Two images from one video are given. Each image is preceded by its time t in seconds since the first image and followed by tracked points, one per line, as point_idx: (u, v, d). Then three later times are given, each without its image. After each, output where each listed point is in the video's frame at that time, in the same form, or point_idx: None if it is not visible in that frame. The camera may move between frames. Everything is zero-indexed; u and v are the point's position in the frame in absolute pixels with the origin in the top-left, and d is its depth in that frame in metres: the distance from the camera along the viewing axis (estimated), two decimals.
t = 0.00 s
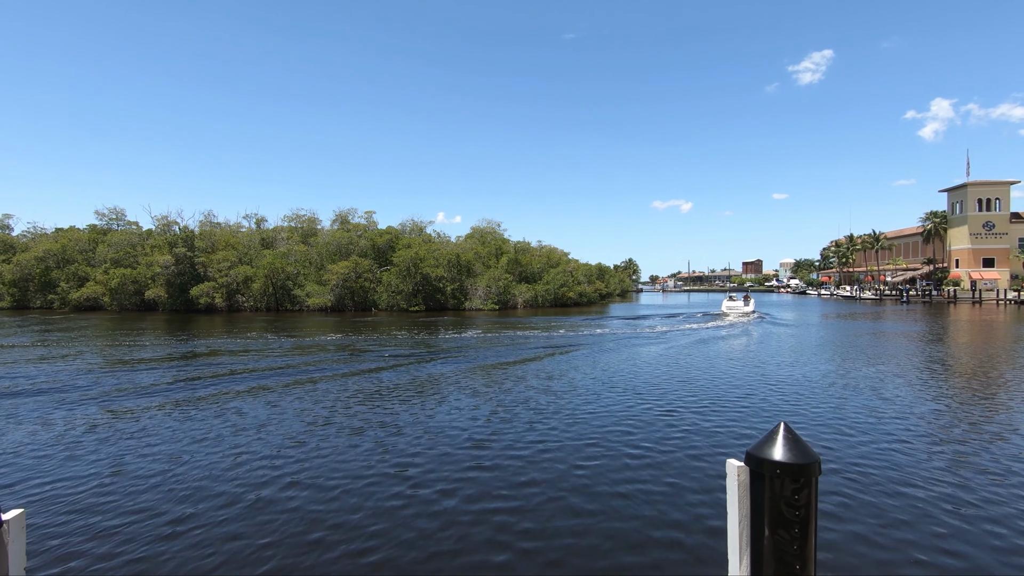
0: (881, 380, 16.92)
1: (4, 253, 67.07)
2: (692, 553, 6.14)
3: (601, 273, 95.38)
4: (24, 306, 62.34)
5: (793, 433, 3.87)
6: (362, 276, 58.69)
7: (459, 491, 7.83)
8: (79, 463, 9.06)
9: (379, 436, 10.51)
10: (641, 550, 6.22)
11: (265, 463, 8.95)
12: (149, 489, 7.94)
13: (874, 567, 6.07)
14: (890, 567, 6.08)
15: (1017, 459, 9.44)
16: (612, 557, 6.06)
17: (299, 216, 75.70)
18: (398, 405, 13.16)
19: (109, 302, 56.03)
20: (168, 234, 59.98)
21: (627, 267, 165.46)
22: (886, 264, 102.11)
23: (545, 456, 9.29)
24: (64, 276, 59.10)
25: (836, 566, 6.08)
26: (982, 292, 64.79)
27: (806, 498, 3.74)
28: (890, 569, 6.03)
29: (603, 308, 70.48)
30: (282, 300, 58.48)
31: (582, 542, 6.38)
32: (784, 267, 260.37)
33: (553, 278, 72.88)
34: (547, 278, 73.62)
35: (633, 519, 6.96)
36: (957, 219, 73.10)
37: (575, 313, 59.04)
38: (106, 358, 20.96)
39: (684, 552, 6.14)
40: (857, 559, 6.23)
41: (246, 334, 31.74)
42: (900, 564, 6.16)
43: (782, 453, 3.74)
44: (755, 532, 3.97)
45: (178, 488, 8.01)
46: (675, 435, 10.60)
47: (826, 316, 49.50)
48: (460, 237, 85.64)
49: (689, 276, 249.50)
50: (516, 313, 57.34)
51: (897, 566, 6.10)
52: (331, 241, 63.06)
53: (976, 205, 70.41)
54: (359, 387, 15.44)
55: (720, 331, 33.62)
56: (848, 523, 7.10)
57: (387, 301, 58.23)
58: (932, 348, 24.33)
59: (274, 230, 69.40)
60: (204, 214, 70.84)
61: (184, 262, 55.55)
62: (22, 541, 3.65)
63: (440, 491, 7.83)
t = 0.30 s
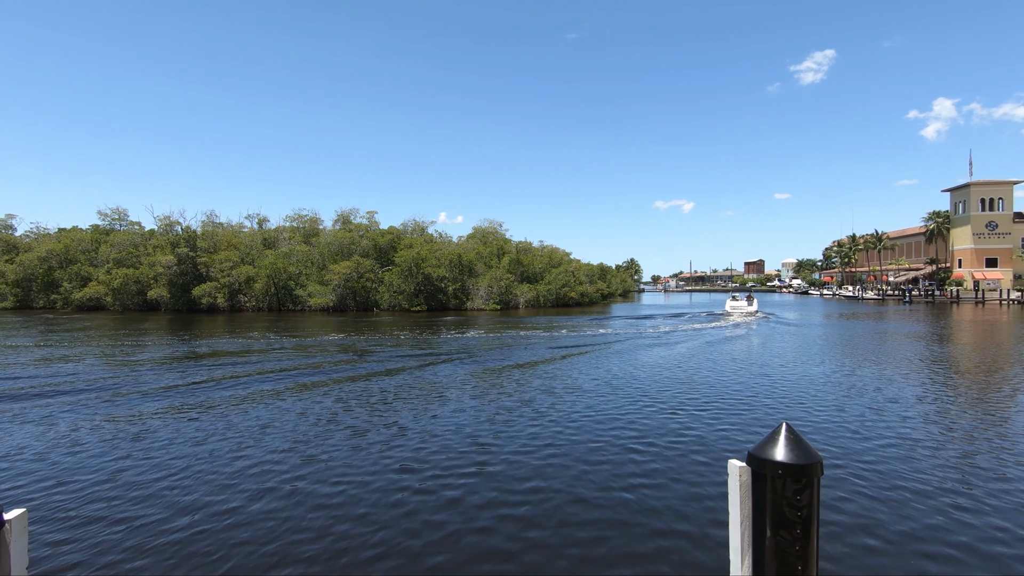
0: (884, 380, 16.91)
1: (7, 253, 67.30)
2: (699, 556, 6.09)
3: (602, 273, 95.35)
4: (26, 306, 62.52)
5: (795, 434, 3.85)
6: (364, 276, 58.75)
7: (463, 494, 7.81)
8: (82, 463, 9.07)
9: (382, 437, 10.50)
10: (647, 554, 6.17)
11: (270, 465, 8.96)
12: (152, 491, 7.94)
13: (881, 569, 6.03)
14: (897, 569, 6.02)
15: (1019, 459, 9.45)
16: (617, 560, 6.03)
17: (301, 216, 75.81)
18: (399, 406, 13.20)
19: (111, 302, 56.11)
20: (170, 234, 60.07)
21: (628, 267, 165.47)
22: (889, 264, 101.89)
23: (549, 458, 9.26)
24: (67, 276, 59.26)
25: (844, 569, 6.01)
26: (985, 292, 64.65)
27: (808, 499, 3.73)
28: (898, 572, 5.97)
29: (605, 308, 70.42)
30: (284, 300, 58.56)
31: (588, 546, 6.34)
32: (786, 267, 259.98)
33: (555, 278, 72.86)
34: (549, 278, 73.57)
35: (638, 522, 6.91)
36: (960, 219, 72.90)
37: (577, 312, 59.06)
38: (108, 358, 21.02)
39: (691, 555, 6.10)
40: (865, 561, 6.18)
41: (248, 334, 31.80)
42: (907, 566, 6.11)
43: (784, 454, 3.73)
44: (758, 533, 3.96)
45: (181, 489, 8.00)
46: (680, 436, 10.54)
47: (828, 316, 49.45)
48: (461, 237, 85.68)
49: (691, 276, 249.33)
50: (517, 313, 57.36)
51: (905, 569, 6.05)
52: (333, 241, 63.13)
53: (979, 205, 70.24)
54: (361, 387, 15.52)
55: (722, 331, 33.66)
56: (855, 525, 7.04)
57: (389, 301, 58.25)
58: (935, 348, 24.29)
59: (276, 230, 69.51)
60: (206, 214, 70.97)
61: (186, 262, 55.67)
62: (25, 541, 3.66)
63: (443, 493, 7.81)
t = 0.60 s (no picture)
0: (886, 380, 16.91)
1: (10, 253, 67.56)
2: (703, 557, 6.07)
3: (604, 273, 95.29)
4: (29, 305, 62.73)
5: (798, 434, 3.84)
6: (366, 276, 58.82)
7: (467, 495, 7.79)
8: (85, 464, 9.09)
9: (385, 438, 10.50)
10: (652, 555, 6.15)
11: (273, 466, 8.96)
12: (155, 492, 7.95)
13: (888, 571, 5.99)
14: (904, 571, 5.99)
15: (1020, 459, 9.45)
16: (622, 562, 6.01)
17: (303, 216, 75.93)
18: (401, 406, 13.23)
19: (114, 301, 56.21)
20: (173, 234, 60.18)
21: (630, 267, 165.36)
22: (892, 264, 101.64)
23: (553, 459, 9.25)
24: (69, 275, 59.45)
25: (847, 569, 6.01)
26: (988, 292, 64.45)
27: (811, 500, 3.71)
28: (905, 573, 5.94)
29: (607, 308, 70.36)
30: (286, 300, 58.68)
31: (592, 547, 6.33)
32: (788, 267, 259.33)
33: (556, 278, 72.78)
34: (551, 278, 73.50)
35: (642, 524, 6.89)
36: (963, 219, 72.69)
37: (578, 312, 58.99)
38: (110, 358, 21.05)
39: (696, 557, 6.08)
40: (870, 563, 6.15)
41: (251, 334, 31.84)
42: (914, 567, 6.08)
43: (787, 454, 3.72)
44: (760, 533, 3.95)
45: (184, 490, 8.02)
46: (684, 437, 10.51)
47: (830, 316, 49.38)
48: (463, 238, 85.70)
49: (693, 275, 248.93)
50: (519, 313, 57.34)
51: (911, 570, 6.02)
52: (335, 241, 63.19)
53: (982, 205, 70.01)
54: (362, 388, 15.54)
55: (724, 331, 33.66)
56: (860, 526, 7.01)
57: (390, 302, 58.30)
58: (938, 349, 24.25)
59: (278, 230, 69.61)
60: (208, 214, 71.14)
61: (189, 262, 55.76)
62: (26, 540, 3.66)
63: (447, 494, 7.81)
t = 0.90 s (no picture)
0: (889, 380, 16.90)
1: (14, 253, 67.73)
2: (710, 559, 6.05)
3: (606, 273, 95.24)
4: (33, 306, 62.95)
5: (803, 435, 3.82)
6: (368, 276, 58.92)
7: (472, 496, 7.79)
8: (90, 465, 9.11)
9: (388, 439, 10.51)
10: (658, 558, 6.13)
11: (278, 468, 8.98)
12: (159, 493, 7.97)
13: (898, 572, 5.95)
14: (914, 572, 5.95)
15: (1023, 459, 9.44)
16: (628, 564, 5.99)
17: (306, 216, 76.05)
18: (404, 407, 13.28)
19: (116, 301, 56.33)
20: (175, 234, 60.30)
21: (632, 267, 165.46)
22: (895, 264, 101.41)
23: (558, 460, 9.24)
24: (73, 275, 59.62)
25: (851, 569, 6.01)
26: (991, 292, 64.26)
27: (817, 502, 3.70)
28: (914, 574, 5.90)
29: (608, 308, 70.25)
30: (288, 300, 58.79)
31: (598, 549, 6.31)
32: (791, 267, 258.85)
33: (559, 278, 72.74)
34: (553, 278, 73.49)
35: (648, 525, 6.87)
36: (966, 219, 72.49)
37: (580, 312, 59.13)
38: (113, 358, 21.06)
39: (702, 558, 6.07)
40: (878, 563, 6.12)
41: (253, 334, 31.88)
42: (923, 568, 6.04)
43: (792, 456, 3.70)
44: (765, 535, 3.93)
45: (189, 492, 8.03)
46: (689, 438, 10.49)
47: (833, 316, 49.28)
48: (465, 237, 85.72)
49: (696, 275, 248.53)
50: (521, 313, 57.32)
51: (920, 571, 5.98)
52: (337, 241, 63.24)
53: (985, 205, 69.80)
54: (365, 388, 15.61)
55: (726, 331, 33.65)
56: (868, 527, 6.97)
57: (392, 302, 58.38)
58: (941, 349, 24.19)
59: (280, 230, 69.71)
60: (210, 214, 71.30)
61: (191, 262, 55.87)
62: (30, 541, 3.65)
63: (452, 496, 7.81)
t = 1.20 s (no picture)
0: (890, 380, 16.94)
1: (17, 253, 67.94)
2: (717, 562, 6.06)
3: (608, 273, 95.28)
4: (36, 306, 63.18)
5: (807, 438, 3.82)
6: (370, 276, 59.03)
7: (478, 498, 7.80)
8: (93, 467, 9.14)
9: (391, 440, 10.53)
10: (665, 560, 6.13)
11: (284, 470, 8.99)
12: (164, 495, 7.97)
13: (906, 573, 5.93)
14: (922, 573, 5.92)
15: None
16: (633, 567, 6.00)
17: (308, 216, 76.23)
18: (407, 407, 13.34)
19: (120, 301, 56.48)
20: (178, 235, 60.40)
21: (634, 267, 165.43)
22: (897, 264, 101.21)
23: (564, 462, 9.23)
24: (76, 276, 59.80)
25: (853, 569, 6.03)
26: (994, 292, 64.10)
27: (820, 504, 3.70)
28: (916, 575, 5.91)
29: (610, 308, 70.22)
30: (290, 300, 58.90)
31: (604, 550, 6.31)
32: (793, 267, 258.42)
33: (560, 278, 72.75)
34: (555, 278, 73.51)
35: (654, 528, 6.85)
36: (969, 219, 72.33)
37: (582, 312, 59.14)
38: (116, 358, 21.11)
39: (711, 563, 6.04)
40: (885, 565, 6.09)
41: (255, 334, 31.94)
42: (930, 569, 6.03)
43: (796, 459, 3.70)
44: (768, 537, 3.93)
45: (194, 493, 8.06)
46: (695, 439, 10.47)
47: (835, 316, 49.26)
48: (467, 238, 85.83)
49: (698, 275, 248.24)
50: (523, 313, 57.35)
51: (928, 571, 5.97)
52: (339, 241, 63.34)
53: (989, 204, 69.62)
54: (368, 389, 15.61)
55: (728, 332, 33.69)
56: (876, 528, 6.94)
57: (394, 302, 58.48)
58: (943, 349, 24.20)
59: (282, 231, 69.86)
60: (213, 214, 71.47)
61: (194, 262, 56.01)
62: (36, 542, 3.66)
63: (458, 497, 7.82)
